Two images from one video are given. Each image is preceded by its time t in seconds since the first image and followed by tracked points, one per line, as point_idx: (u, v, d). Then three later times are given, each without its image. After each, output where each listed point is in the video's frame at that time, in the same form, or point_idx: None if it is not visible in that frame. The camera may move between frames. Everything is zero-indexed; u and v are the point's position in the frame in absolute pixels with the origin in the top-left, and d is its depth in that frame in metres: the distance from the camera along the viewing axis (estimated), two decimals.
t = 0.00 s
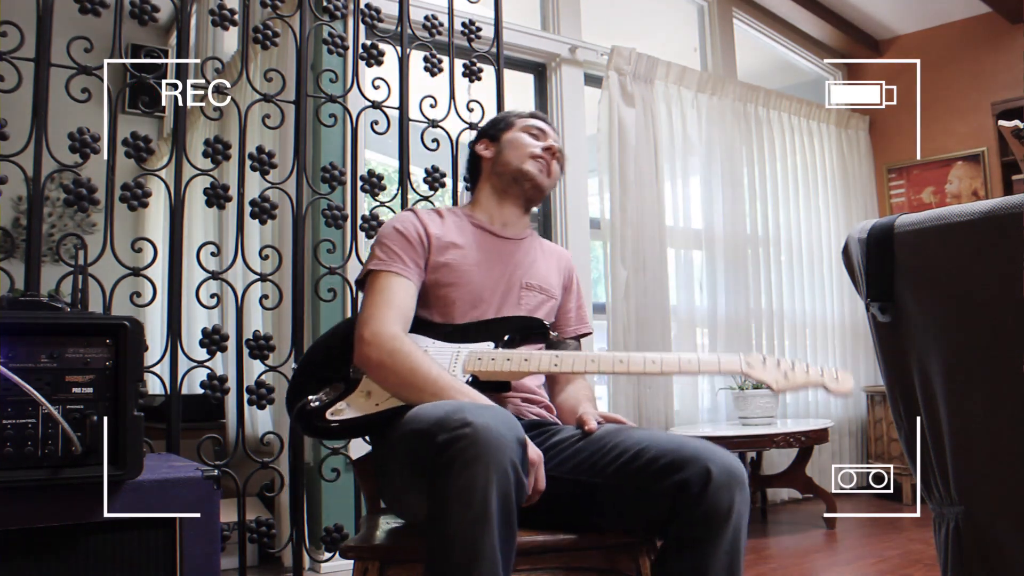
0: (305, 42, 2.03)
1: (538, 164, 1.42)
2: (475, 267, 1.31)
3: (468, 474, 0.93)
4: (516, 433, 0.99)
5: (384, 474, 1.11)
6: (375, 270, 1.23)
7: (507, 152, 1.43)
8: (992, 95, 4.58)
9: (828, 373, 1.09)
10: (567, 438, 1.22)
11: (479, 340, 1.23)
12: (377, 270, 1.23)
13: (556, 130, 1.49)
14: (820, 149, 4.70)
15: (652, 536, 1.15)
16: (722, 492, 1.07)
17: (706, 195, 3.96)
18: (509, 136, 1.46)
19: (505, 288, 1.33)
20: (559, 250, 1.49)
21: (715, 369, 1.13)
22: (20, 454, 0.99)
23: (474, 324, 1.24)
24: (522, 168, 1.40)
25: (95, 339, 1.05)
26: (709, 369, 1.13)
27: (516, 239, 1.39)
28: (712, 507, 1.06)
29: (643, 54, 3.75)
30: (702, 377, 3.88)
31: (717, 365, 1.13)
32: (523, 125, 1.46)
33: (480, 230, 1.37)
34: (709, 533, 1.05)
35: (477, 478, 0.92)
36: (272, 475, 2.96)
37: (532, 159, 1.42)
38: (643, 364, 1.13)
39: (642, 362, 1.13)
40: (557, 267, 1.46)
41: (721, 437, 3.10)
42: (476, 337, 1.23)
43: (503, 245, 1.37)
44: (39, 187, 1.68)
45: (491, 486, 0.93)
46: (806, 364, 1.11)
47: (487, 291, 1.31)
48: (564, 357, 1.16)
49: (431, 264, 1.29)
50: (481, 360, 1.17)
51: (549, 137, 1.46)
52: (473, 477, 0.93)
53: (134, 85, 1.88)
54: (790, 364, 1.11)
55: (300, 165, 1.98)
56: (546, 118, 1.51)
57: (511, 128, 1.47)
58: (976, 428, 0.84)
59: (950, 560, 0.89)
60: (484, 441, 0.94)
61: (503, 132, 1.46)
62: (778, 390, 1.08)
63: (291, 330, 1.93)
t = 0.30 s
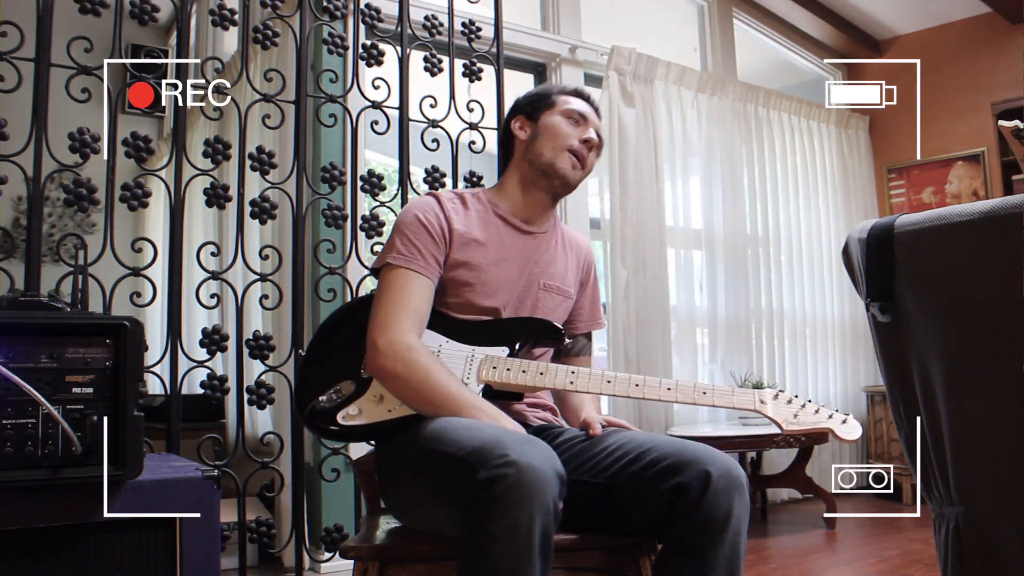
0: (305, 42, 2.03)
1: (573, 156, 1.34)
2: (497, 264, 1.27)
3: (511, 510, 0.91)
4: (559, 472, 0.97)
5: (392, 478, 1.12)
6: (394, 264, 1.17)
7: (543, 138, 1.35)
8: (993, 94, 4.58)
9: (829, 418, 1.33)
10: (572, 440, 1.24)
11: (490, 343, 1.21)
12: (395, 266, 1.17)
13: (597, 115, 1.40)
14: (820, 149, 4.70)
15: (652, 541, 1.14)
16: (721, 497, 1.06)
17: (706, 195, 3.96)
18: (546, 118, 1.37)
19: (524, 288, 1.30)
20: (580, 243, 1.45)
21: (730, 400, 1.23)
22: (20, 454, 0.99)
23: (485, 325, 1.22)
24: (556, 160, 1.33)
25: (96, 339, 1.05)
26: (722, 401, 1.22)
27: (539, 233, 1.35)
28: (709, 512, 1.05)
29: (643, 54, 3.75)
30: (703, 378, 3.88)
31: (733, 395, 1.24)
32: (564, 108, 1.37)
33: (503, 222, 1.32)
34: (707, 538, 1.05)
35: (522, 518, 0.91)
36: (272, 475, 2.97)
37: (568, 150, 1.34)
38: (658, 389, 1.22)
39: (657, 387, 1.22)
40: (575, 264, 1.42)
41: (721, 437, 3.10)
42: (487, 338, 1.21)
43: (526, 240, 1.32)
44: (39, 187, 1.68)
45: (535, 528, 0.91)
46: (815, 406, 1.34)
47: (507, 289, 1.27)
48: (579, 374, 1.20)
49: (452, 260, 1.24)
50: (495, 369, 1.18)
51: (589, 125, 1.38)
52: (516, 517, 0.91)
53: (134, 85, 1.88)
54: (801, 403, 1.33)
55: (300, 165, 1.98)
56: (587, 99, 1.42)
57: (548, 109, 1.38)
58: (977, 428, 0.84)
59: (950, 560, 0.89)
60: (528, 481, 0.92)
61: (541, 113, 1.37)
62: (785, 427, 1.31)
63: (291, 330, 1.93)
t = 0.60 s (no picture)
0: (305, 42, 2.03)
1: (581, 141, 1.29)
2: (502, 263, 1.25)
3: (530, 537, 0.92)
4: (574, 496, 0.98)
5: (398, 489, 1.11)
6: (395, 276, 1.12)
7: (549, 123, 1.29)
8: (993, 94, 4.57)
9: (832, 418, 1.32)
10: (576, 439, 1.24)
11: (494, 346, 1.20)
12: (396, 277, 1.12)
13: (609, 92, 1.34)
14: (820, 149, 4.70)
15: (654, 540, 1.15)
16: (722, 498, 1.06)
17: (706, 195, 3.96)
18: (553, 100, 1.31)
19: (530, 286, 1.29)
20: (585, 229, 1.43)
21: (736, 405, 1.23)
22: (20, 454, 0.99)
23: (486, 324, 1.20)
24: (564, 147, 1.28)
25: (96, 339, 1.05)
26: (730, 406, 1.22)
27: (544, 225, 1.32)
28: (711, 513, 1.05)
29: (643, 54, 3.75)
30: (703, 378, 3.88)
31: (740, 399, 1.24)
32: (571, 87, 1.31)
33: (508, 217, 1.29)
34: (708, 540, 1.05)
35: (539, 546, 0.91)
36: (272, 475, 2.97)
37: (576, 135, 1.29)
38: (667, 394, 1.22)
39: (666, 392, 1.21)
40: (581, 252, 1.40)
41: (721, 437, 3.10)
42: (490, 340, 1.20)
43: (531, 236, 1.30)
44: (38, 187, 1.68)
45: (552, 555, 0.92)
46: (820, 408, 1.32)
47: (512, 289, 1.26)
48: (587, 378, 1.21)
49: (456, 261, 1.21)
50: (501, 377, 1.18)
51: (599, 105, 1.31)
52: (534, 546, 0.91)
53: (135, 85, 1.88)
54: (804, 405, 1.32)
55: (300, 164, 1.97)
56: (598, 73, 1.35)
57: (556, 89, 1.32)
58: (977, 428, 0.84)
59: (950, 560, 0.89)
60: (546, 509, 0.93)
61: (549, 92, 1.32)
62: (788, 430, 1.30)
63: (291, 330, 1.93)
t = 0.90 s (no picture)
0: (305, 42, 2.03)
1: (576, 147, 1.22)
2: (497, 277, 1.21)
3: (540, 551, 0.92)
4: (585, 507, 0.98)
5: (401, 501, 1.10)
6: (380, 305, 1.08)
7: (541, 127, 1.22)
8: (993, 94, 4.57)
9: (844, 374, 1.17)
10: (583, 440, 1.25)
11: (486, 346, 1.18)
12: (381, 306, 1.08)
13: (605, 85, 1.24)
14: (820, 149, 4.70)
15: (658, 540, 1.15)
16: (732, 496, 1.06)
17: (705, 195, 3.96)
18: (545, 99, 1.23)
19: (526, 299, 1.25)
20: (579, 219, 1.40)
21: (741, 373, 1.17)
22: (20, 454, 0.99)
23: (476, 323, 1.18)
24: (558, 156, 1.21)
25: (96, 339, 1.05)
26: (734, 377, 1.17)
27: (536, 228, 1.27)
28: (720, 511, 1.05)
29: (643, 54, 3.75)
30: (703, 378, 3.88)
31: (743, 367, 1.17)
32: (564, 80, 1.23)
33: (500, 226, 1.24)
34: (716, 535, 1.04)
35: (551, 558, 0.92)
36: (273, 475, 2.97)
37: (570, 141, 1.21)
38: (668, 374, 1.18)
39: (668, 372, 1.17)
40: (576, 240, 1.38)
41: (721, 438, 3.10)
42: (485, 340, 1.19)
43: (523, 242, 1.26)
44: (39, 188, 1.68)
45: (563, 569, 0.92)
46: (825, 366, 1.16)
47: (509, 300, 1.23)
48: (584, 367, 1.19)
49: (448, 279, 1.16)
50: (493, 381, 1.17)
51: (593, 104, 1.23)
52: (544, 558, 0.91)
53: (135, 85, 1.88)
54: (811, 365, 1.17)
55: (300, 165, 1.97)
56: (593, 61, 1.25)
57: (547, 86, 1.23)
58: (977, 428, 0.84)
59: (950, 561, 0.89)
60: (557, 522, 0.93)
61: (541, 88, 1.24)
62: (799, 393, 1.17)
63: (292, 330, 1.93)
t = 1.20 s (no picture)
0: (305, 42, 2.03)
1: (567, 160, 1.18)
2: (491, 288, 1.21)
3: (563, 557, 0.92)
4: (604, 513, 0.98)
5: (404, 506, 1.10)
6: (370, 325, 1.07)
7: (531, 139, 1.18)
8: (993, 94, 4.57)
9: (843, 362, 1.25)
10: (580, 438, 1.25)
11: (482, 352, 1.18)
12: (371, 328, 1.07)
13: (594, 88, 1.19)
14: (820, 149, 4.70)
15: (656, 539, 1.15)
16: (733, 495, 1.06)
17: (705, 195, 3.96)
18: (532, 108, 1.19)
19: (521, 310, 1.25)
20: (568, 215, 1.39)
21: (744, 369, 1.21)
22: (20, 454, 0.99)
23: (476, 327, 1.18)
24: (549, 169, 1.18)
25: (96, 338, 1.06)
26: (737, 373, 1.20)
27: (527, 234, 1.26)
28: (721, 509, 1.06)
29: (643, 54, 3.75)
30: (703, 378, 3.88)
31: (747, 363, 1.21)
32: (551, 86, 1.18)
33: (492, 236, 1.22)
34: (719, 534, 1.05)
35: (574, 565, 0.92)
36: (273, 475, 2.98)
37: (561, 154, 1.18)
38: (670, 372, 1.20)
39: (669, 371, 1.19)
40: (568, 234, 1.38)
41: (721, 438, 3.10)
42: (481, 345, 1.18)
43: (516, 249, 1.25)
44: (39, 188, 1.68)
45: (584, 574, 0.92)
46: (826, 357, 1.25)
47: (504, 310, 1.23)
48: (584, 370, 1.20)
49: (439, 292, 1.16)
50: (493, 389, 1.17)
51: (583, 112, 1.18)
52: (566, 565, 0.92)
53: (135, 85, 1.88)
54: (813, 356, 1.25)
55: (300, 164, 1.97)
56: (579, 61, 1.20)
57: (534, 93, 1.19)
58: (978, 427, 0.84)
59: (950, 561, 0.89)
60: (581, 529, 0.93)
61: (526, 94, 1.20)
62: (800, 384, 1.25)
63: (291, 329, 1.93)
